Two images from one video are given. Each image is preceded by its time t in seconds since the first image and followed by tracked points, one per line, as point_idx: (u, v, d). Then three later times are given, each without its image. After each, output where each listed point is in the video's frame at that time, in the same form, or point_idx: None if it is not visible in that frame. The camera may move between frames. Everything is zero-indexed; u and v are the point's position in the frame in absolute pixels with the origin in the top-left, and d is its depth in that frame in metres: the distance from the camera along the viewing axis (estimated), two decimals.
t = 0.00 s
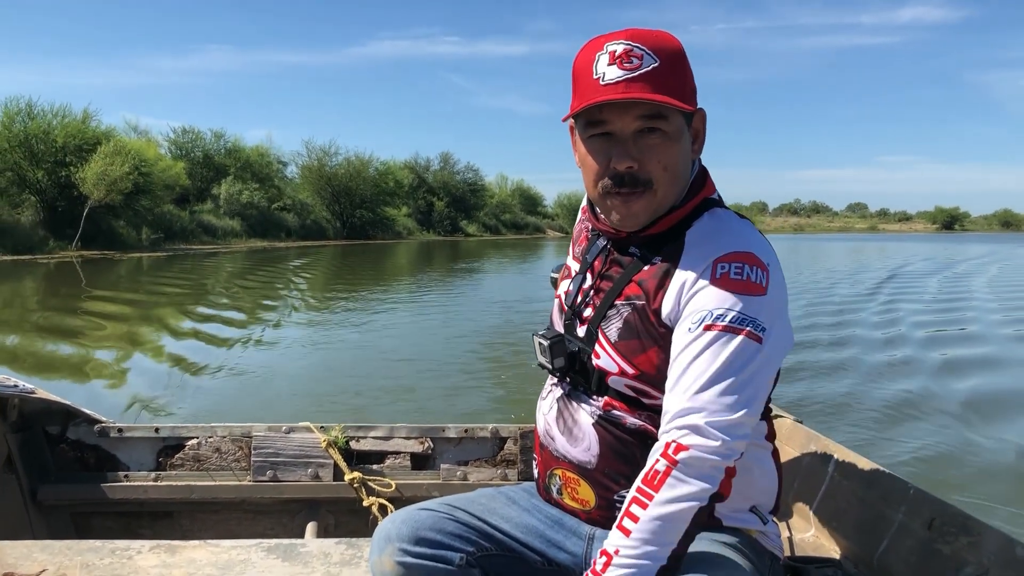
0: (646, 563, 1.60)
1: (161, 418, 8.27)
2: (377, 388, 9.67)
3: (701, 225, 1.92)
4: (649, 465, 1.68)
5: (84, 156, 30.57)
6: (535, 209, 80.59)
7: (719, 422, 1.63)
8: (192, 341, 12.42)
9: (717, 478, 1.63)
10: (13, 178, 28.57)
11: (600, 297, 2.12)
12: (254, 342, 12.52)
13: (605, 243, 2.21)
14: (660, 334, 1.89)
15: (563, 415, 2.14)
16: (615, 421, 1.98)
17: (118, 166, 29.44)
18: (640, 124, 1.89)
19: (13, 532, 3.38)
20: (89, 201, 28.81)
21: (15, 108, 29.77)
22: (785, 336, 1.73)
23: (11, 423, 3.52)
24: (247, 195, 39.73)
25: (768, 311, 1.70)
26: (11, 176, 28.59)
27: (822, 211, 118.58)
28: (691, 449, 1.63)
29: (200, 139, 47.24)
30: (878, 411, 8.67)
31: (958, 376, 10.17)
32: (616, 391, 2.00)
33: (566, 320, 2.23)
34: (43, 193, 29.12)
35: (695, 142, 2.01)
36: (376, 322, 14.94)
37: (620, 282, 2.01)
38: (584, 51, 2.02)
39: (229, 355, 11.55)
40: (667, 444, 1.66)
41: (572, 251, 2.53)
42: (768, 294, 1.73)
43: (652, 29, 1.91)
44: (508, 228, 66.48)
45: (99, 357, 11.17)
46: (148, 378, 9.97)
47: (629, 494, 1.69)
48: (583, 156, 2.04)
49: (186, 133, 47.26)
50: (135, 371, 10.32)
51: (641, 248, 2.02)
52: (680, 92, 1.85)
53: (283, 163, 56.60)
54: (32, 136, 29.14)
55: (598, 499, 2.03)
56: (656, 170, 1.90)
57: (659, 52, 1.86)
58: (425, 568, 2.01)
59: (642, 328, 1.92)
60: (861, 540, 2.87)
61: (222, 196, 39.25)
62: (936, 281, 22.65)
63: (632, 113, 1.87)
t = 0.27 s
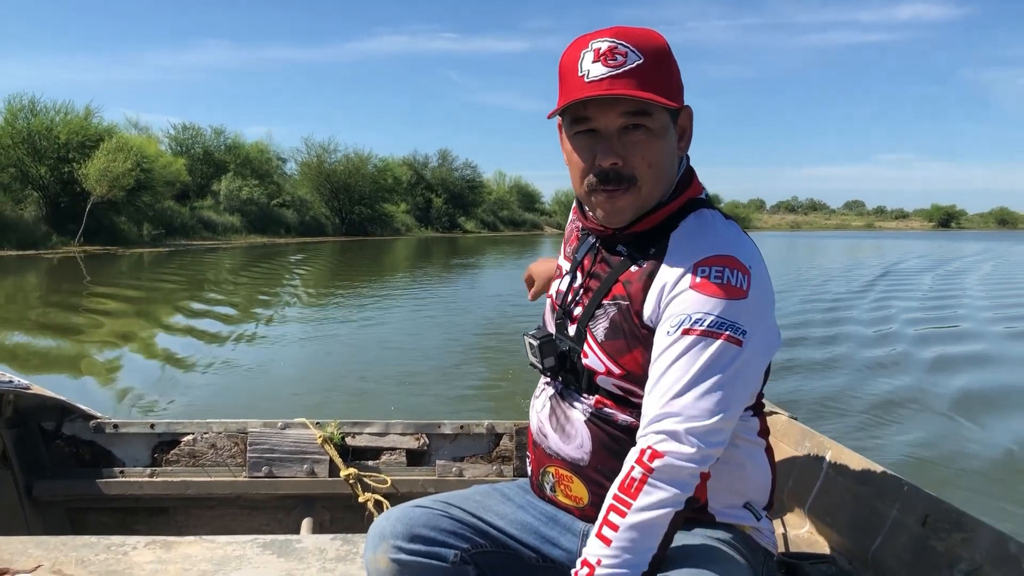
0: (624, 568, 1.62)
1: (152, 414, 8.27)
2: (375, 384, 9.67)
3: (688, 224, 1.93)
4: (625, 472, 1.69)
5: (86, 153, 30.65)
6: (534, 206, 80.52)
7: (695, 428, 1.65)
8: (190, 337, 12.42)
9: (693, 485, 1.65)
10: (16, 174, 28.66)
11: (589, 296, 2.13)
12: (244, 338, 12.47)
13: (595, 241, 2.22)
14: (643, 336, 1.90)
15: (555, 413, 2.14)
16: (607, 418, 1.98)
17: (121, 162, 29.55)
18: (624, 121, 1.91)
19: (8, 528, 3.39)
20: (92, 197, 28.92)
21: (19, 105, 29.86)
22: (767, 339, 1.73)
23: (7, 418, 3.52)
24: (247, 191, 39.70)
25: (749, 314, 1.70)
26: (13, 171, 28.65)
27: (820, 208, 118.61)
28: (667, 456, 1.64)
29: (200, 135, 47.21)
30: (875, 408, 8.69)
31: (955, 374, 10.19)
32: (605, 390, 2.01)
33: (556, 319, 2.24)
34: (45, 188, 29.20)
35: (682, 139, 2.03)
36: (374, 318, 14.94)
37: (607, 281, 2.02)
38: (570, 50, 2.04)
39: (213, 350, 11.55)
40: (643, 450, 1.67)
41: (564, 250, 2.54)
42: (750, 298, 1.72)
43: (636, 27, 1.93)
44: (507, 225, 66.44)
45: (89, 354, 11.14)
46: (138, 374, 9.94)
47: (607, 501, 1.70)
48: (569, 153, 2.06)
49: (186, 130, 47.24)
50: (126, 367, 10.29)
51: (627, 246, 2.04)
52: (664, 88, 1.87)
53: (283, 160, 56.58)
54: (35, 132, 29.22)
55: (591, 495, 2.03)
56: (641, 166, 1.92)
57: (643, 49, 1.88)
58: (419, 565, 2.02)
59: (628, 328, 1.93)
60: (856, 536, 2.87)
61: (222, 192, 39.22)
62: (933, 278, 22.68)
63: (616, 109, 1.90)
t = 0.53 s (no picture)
0: None
1: (144, 412, 8.23)
2: (374, 381, 9.67)
3: (682, 227, 1.92)
4: (622, 482, 1.66)
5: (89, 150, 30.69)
6: (533, 204, 80.51)
7: (690, 437, 1.64)
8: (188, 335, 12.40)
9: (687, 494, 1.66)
10: (19, 172, 28.71)
11: (583, 294, 2.13)
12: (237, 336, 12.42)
13: (590, 239, 2.22)
14: (635, 338, 1.90)
15: (549, 409, 2.14)
16: (602, 413, 1.98)
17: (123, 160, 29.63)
18: (615, 119, 1.91)
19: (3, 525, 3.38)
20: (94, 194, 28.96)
21: (21, 103, 29.89)
22: (761, 344, 1.72)
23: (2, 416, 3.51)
24: (247, 188, 39.68)
25: (741, 321, 1.69)
26: (16, 168, 28.69)
27: (818, 206, 118.67)
28: (665, 467, 1.64)
29: (200, 133, 47.19)
30: (873, 405, 8.71)
31: (953, 371, 10.21)
32: (600, 386, 2.00)
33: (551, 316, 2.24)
34: (47, 185, 29.23)
35: (675, 137, 2.02)
36: (373, 314, 14.92)
37: (601, 280, 2.02)
38: (563, 49, 2.05)
39: (206, 348, 11.50)
40: (640, 459, 1.66)
41: (558, 247, 2.54)
42: (743, 305, 1.72)
43: (627, 25, 1.92)
44: (506, 223, 66.46)
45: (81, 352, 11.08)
46: (130, 373, 9.88)
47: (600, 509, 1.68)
48: (562, 151, 2.07)
49: (186, 127, 47.21)
50: (118, 367, 10.24)
51: (621, 245, 2.04)
52: (655, 86, 1.87)
53: (282, 157, 56.55)
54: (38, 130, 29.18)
55: (586, 490, 2.03)
56: (632, 164, 1.93)
57: (634, 48, 1.88)
58: (416, 562, 2.01)
59: (621, 328, 1.93)
60: (852, 533, 2.87)
61: (222, 189, 39.19)
62: (929, 275, 22.74)
63: (607, 107, 1.90)
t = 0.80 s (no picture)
0: None
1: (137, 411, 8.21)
2: (374, 379, 9.68)
3: (673, 225, 1.92)
4: (634, 482, 1.66)
5: (94, 149, 30.82)
6: (533, 202, 80.52)
7: (698, 434, 1.65)
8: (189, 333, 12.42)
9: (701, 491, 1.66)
10: (24, 170, 28.85)
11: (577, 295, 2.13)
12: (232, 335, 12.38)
13: (582, 240, 2.23)
14: (634, 335, 1.89)
15: (547, 410, 2.14)
16: (602, 414, 1.97)
17: (127, 159, 29.75)
18: (598, 122, 1.93)
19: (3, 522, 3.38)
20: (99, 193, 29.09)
21: (27, 102, 30.04)
22: (757, 336, 1.73)
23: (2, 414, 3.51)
24: (249, 186, 39.74)
25: (739, 314, 1.69)
26: (21, 167, 28.83)
27: (819, 205, 118.61)
28: (677, 466, 1.64)
29: (203, 132, 47.30)
30: (873, 404, 8.72)
31: (953, 370, 10.21)
32: (599, 386, 1.99)
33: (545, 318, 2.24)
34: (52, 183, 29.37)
35: (662, 136, 2.03)
36: (373, 312, 14.93)
37: (594, 281, 2.02)
38: (545, 55, 2.07)
39: (201, 346, 11.48)
40: (652, 459, 1.66)
41: (550, 249, 2.55)
42: (741, 296, 1.72)
43: (605, 28, 1.94)
44: (506, 222, 66.52)
45: (78, 350, 11.06)
46: (124, 372, 9.86)
47: (613, 510, 1.68)
48: (548, 157, 2.10)
49: (189, 126, 47.32)
50: (113, 366, 10.21)
51: (613, 246, 2.05)
52: (635, 87, 1.88)
53: (284, 156, 56.64)
54: (44, 130, 29.39)
55: (586, 491, 2.03)
56: (618, 166, 1.94)
57: (613, 50, 1.90)
58: (416, 562, 2.01)
59: (619, 327, 1.92)
60: (851, 532, 2.88)
61: (224, 187, 39.25)
62: (928, 274, 22.75)
63: (589, 111, 1.92)
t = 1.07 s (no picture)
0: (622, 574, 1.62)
1: (131, 412, 8.18)
2: (374, 379, 9.69)
3: (665, 225, 1.92)
4: (618, 481, 1.67)
5: (99, 150, 30.97)
6: (534, 203, 80.47)
7: (684, 431, 1.64)
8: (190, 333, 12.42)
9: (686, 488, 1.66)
10: (30, 171, 29.01)
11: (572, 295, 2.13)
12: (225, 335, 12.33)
13: (577, 240, 2.23)
14: (627, 333, 1.89)
15: (542, 411, 2.14)
16: (597, 415, 1.97)
17: (132, 160, 29.90)
18: (586, 126, 1.92)
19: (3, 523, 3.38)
20: (103, 193, 29.22)
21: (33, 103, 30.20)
22: (748, 332, 1.73)
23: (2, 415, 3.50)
24: (251, 187, 39.82)
25: (729, 312, 1.69)
26: (27, 167, 28.99)
27: (819, 207, 118.65)
28: (661, 463, 1.64)
29: (205, 133, 47.41)
30: (874, 405, 8.71)
31: (955, 370, 10.20)
32: (595, 386, 2.00)
33: (541, 317, 2.24)
34: (58, 184, 29.51)
35: (654, 135, 2.01)
36: (374, 312, 14.93)
37: (589, 281, 2.02)
38: (534, 59, 2.07)
39: (196, 347, 11.45)
40: (636, 457, 1.66)
41: (544, 248, 2.55)
42: (731, 292, 1.72)
43: (592, 31, 1.93)
44: (506, 222, 66.50)
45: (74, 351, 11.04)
46: (120, 373, 9.84)
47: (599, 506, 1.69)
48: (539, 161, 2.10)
49: (191, 127, 47.42)
50: (108, 367, 10.18)
51: (609, 246, 2.04)
52: (623, 90, 1.86)
53: (286, 157, 56.72)
54: (50, 131, 29.67)
55: (582, 493, 2.03)
56: (607, 170, 1.94)
57: (599, 54, 1.88)
58: (415, 564, 2.01)
59: (613, 326, 1.92)
60: (851, 532, 2.87)
61: (226, 188, 39.30)
62: (928, 275, 22.77)
63: (576, 116, 1.91)
